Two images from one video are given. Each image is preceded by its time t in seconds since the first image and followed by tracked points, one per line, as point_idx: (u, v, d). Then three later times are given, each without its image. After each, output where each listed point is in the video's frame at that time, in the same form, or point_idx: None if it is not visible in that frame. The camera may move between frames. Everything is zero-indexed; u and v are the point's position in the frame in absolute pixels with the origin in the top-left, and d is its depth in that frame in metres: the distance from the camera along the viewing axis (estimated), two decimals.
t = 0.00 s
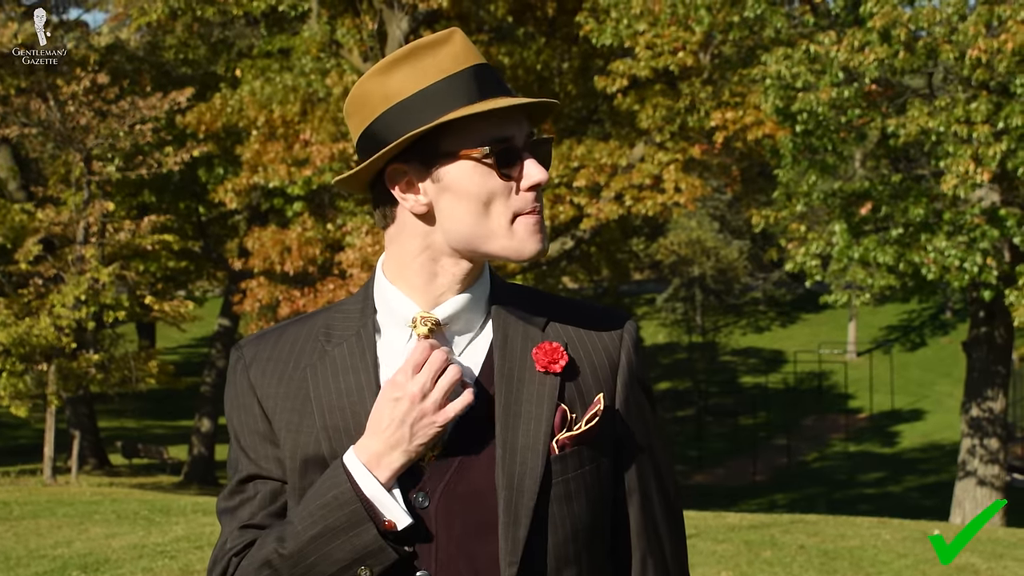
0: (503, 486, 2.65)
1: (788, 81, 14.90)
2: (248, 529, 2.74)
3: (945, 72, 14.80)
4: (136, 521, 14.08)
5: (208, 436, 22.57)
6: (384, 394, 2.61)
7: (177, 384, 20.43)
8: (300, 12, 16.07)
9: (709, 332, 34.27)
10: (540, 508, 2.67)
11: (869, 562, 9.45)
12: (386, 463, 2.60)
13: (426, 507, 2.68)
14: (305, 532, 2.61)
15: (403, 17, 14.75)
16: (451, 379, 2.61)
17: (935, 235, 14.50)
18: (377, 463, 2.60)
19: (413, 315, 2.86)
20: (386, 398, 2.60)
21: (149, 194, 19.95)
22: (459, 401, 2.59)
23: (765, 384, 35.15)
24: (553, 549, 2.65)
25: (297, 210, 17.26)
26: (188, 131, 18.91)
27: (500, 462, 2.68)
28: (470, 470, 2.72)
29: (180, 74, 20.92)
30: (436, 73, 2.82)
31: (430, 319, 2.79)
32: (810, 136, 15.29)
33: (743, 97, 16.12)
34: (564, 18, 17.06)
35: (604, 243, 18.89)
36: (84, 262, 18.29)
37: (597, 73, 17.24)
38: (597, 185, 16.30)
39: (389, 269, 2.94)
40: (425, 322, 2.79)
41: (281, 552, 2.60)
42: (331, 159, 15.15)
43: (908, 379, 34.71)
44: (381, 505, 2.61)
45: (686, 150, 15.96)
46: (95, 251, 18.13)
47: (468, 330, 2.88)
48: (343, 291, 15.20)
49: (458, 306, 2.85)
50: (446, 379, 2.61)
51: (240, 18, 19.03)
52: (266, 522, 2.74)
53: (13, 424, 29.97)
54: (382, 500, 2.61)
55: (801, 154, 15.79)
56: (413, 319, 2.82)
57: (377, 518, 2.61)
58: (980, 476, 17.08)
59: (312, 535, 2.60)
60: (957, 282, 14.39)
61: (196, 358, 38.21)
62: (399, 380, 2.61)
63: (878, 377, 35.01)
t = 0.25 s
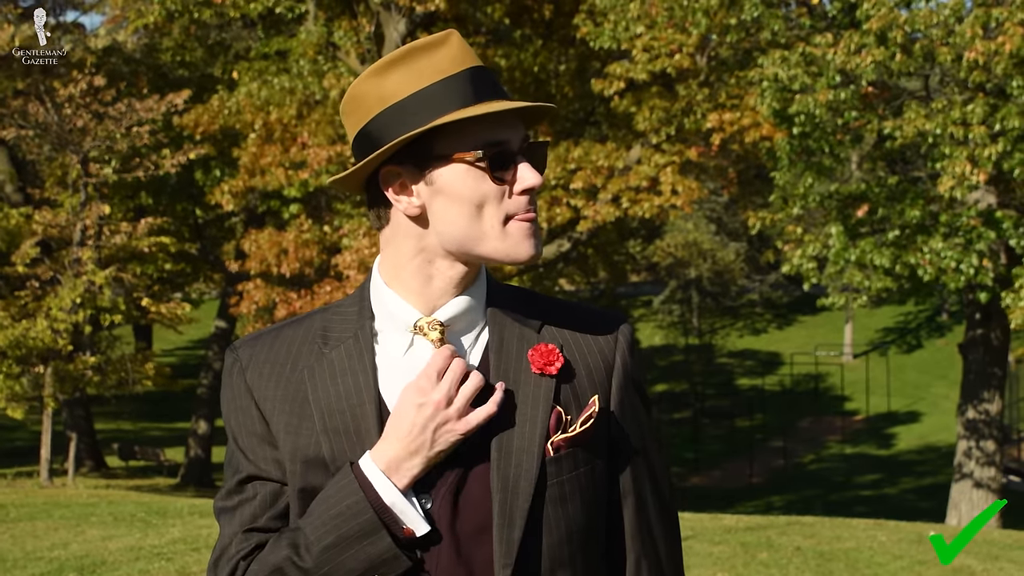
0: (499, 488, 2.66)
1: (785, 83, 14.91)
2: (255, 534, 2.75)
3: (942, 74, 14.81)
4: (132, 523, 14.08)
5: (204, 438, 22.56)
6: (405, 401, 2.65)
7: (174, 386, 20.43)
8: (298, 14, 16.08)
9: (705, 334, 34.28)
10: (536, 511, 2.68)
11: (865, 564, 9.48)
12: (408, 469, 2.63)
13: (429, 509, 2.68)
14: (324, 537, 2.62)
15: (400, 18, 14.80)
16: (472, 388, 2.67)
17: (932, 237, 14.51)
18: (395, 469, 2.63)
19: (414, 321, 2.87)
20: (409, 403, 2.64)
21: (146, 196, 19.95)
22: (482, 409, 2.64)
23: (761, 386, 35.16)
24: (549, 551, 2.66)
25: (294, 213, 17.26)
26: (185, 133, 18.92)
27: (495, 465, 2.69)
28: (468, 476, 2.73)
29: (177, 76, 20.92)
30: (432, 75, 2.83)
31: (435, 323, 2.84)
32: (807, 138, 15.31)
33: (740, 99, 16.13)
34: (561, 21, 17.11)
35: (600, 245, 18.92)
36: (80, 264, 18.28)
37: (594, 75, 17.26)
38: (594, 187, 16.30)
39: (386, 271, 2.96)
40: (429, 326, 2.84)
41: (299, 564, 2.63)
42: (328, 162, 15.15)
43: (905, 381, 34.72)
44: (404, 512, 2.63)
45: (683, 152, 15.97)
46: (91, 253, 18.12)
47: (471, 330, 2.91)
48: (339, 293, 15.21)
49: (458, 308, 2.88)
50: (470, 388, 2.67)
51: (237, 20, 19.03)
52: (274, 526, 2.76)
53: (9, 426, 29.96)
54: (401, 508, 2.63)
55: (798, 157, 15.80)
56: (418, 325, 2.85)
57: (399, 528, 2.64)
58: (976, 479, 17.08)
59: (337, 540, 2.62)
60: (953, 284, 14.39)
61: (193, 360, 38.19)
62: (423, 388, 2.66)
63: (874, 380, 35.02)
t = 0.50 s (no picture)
0: (499, 492, 2.66)
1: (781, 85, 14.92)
2: (237, 541, 2.76)
3: (938, 77, 14.83)
4: (129, 524, 14.08)
5: (201, 439, 22.58)
6: (381, 409, 2.59)
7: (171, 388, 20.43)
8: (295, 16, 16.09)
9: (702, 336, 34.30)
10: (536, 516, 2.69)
11: (861, 566, 9.48)
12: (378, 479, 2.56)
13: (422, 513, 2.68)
14: (292, 542, 2.59)
15: (396, 20, 14.81)
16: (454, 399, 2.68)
17: (928, 239, 14.53)
18: (362, 482, 2.57)
19: (411, 324, 2.88)
20: (383, 411, 2.58)
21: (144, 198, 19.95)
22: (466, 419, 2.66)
23: (758, 388, 35.18)
24: (550, 557, 2.67)
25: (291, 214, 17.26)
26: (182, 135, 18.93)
27: (494, 470, 2.69)
28: (466, 481, 2.73)
29: (174, 77, 20.92)
30: (436, 78, 2.84)
31: (433, 327, 2.84)
32: (803, 140, 15.32)
33: (737, 102, 16.14)
34: (558, 23, 17.12)
35: (597, 246, 18.94)
36: (77, 266, 18.29)
37: (591, 77, 17.27)
38: (590, 189, 16.31)
39: (383, 276, 2.96)
40: (429, 330, 2.84)
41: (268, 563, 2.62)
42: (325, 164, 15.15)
43: (901, 383, 34.75)
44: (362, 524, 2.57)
45: (680, 154, 15.98)
46: (88, 255, 18.13)
47: (470, 333, 2.92)
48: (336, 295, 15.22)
49: (454, 314, 2.88)
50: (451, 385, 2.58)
51: (234, 22, 19.05)
52: (254, 535, 2.77)
53: (6, 428, 29.96)
54: (364, 521, 2.57)
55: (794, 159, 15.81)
56: (415, 328, 2.85)
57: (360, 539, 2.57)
58: (973, 480, 17.09)
59: (297, 550, 2.58)
60: (949, 286, 14.40)
61: (190, 362, 38.19)
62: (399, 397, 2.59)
63: (871, 381, 35.04)
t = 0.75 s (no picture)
0: (498, 498, 2.67)
1: (778, 87, 14.93)
2: (212, 546, 2.81)
3: (934, 79, 14.85)
4: (126, 526, 14.09)
5: (198, 441, 22.59)
6: (350, 435, 2.63)
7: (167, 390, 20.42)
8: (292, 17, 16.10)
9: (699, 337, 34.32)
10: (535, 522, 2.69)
11: (859, 567, 9.49)
12: (331, 508, 2.61)
13: (419, 519, 2.70)
14: (254, 552, 2.65)
15: (394, 22, 14.82)
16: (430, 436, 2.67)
17: (924, 241, 14.55)
18: (318, 508, 2.62)
19: (410, 329, 2.88)
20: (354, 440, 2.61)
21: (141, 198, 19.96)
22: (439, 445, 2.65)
23: (754, 389, 35.21)
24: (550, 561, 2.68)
25: (289, 216, 17.27)
26: (179, 136, 18.93)
27: (494, 476, 2.70)
28: (462, 485, 2.74)
29: (171, 79, 20.95)
30: (442, 82, 2.85)
31: (432, 332, 2.84)
32: (800, 142, 15.33)
33: (734, 103, 16.15)
34: (555, 24, 17.13)
35: (595, 248, 18.97)
36: (74, 266, 18.28)
37: (588, 79, 17.30)
38: (587, 191, 16.30)
39: (382, 279, 2.97)
40: (428, 336, 2.84)
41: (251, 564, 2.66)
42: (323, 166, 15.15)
43: (898, 384, 34.77)
44: (315, 547, 2.63)
45: (677, 156, 15.98)
46: (86, 256, 18.11)
47: (469, 339, 2.92)
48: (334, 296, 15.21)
49: (453, 319, 2.89)
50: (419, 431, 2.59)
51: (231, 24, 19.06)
52: (231, 540, 2.80)
53: (3, 429, 29.95)
54: (319, 544, 2.63)
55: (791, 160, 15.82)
56: (415, 333, 2.85)
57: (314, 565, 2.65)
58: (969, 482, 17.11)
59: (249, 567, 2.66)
60: (946, 287, 14.40)
61: (186, 364, 38.16)
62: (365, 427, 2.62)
63: (868, 383, 35.07)
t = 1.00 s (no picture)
0: (494, 499, 2.68)
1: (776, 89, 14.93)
2: (204, 545, 2.85)
3: (932, 81, 14.85)
4: (123, 527, 14.09)
5: (195, 442, 22.58)
6: (331, 453, 2.63)
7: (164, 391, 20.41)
8: (290, 18, 16.10)
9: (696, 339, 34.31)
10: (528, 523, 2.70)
11: (857, 569, 9.49)
12: (303, 527, 2.64)
13: (415, 520, 2.70)
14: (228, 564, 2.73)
15: (391, 23, 14.81)
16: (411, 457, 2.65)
17: (922, 242, 14.56)
18: (290, 525, 2.66)
19: (407, 329, 2.88)
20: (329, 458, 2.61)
21: (139, 199, 19.96)
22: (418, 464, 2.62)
23: (752, 391, 35.21)
24: (545, 562, 2.68)
25: (286, 217, 17.28)
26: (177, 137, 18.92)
27: (490, 476, 2.70)
28: (458, 486, 2.74)
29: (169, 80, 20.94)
30: (441, 81, 2.85)
31: (429, 333, 2.85)
32: (798, 144, 15.33)
33: (732, 104, 16.15)
34: (553, 26, 17.13)
35: (593, 250, 18.98)
36: (72, 267, 18.28)
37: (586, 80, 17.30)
38: (585, 192, 16.30)
39: (380, 278, 2.98)
40: (425, 337, 2.84)
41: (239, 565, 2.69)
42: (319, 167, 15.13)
43: (895, 386, 34.78)
44: (289, 563, 2.68)
45: (675, 157, 15.99)
46: (83, 257, 18.11)
47: (466, 340, 2.92)
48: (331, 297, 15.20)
49: (451, 320, 2.89)
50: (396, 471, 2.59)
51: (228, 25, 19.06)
52: (222, 540, 2.84)
53: (1, 431, 29.93)
54: (290, 559, 2.68)
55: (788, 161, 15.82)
56: (412, 334, 2.86)
57: None
58: (966, 484, 17.12)
59: (234, 568, 2.72)
60: (943, 289, 14.40)
61: (183, 365, 38.14)
62: (348, 452, 2.61)
63: (865, 385, 35.08)
